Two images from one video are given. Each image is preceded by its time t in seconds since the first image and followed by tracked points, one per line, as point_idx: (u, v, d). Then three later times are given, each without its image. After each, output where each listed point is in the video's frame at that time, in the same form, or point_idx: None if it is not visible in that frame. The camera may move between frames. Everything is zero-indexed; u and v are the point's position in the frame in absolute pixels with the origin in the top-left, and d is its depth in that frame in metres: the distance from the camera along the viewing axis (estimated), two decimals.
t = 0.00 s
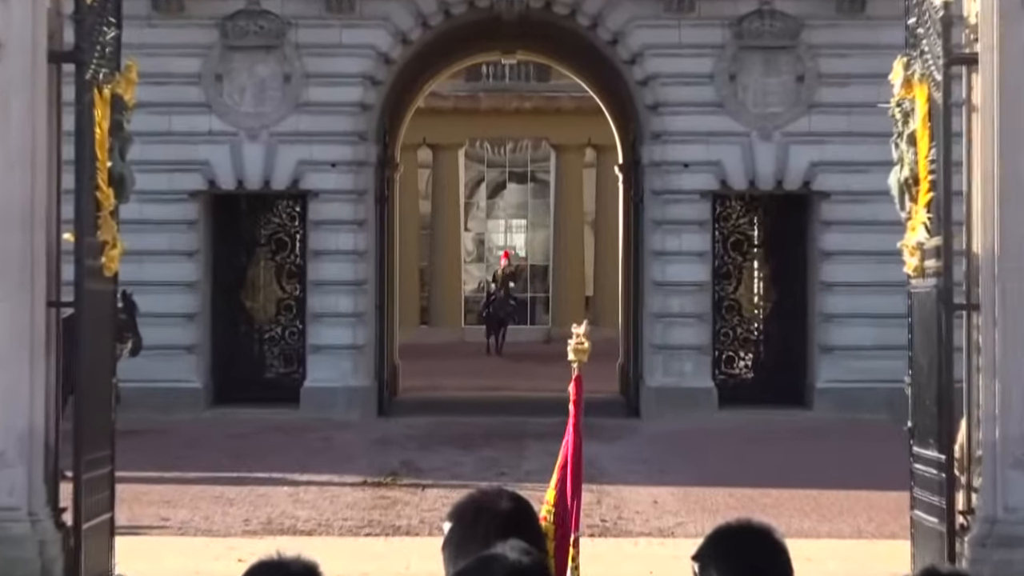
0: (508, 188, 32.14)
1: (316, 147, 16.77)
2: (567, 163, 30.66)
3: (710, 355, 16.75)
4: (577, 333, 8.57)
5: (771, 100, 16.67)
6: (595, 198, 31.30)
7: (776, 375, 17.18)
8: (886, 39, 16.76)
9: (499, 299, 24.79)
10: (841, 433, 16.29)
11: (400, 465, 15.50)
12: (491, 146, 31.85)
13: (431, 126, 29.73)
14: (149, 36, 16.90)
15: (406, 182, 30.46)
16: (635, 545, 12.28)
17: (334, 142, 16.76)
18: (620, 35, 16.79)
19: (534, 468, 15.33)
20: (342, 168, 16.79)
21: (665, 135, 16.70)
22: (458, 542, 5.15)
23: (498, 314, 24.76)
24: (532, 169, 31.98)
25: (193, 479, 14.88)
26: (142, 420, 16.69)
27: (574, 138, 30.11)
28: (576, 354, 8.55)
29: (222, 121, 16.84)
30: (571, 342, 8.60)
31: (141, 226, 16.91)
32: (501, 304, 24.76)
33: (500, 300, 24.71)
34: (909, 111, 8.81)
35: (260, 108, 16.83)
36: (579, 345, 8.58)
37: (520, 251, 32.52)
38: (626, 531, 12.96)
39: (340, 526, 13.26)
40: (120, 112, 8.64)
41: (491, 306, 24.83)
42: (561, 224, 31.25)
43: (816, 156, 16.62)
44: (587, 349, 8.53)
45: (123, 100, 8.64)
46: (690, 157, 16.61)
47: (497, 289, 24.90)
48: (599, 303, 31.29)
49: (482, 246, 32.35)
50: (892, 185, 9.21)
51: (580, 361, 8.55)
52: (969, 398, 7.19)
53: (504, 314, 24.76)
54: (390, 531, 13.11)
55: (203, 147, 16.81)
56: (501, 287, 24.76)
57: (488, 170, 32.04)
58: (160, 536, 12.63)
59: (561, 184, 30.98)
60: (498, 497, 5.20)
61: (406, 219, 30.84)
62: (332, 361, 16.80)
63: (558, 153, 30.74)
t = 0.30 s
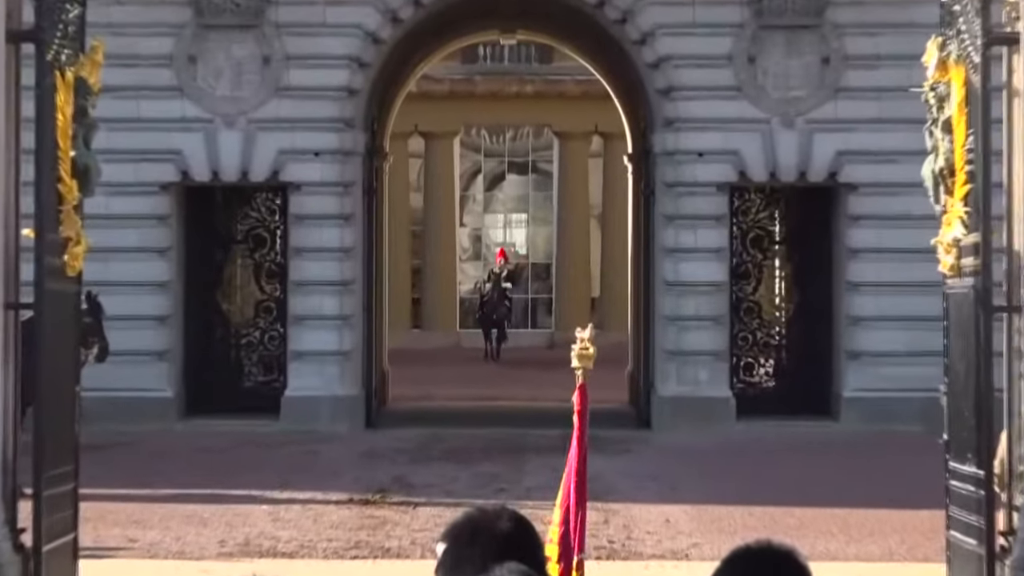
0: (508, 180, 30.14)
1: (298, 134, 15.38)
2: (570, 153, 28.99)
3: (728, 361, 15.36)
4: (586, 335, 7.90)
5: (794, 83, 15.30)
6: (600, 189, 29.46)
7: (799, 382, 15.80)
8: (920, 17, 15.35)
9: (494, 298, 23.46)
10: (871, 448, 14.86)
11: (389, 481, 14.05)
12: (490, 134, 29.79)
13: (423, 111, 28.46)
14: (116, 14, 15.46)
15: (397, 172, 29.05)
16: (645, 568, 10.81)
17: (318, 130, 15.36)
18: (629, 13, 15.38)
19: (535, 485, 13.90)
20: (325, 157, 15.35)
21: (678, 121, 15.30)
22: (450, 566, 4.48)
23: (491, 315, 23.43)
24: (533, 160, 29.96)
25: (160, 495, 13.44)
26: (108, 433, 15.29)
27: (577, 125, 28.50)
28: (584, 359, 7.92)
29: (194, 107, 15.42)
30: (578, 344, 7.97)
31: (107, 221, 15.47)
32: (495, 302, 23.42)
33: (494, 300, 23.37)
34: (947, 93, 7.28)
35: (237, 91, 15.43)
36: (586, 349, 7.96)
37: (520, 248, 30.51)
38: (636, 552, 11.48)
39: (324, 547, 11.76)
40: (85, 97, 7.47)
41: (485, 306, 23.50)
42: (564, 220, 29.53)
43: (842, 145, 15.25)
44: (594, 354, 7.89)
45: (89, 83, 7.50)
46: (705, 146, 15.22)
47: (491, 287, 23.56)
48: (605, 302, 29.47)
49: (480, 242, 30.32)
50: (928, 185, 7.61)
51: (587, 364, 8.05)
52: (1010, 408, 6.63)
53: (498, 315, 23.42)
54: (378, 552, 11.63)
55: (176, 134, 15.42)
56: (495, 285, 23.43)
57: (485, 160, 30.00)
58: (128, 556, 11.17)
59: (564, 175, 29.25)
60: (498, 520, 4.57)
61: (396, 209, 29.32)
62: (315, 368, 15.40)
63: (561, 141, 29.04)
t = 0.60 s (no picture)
0: (507, 171, 27.55)
1: (277, 120, 14.06)
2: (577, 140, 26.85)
3: (747, 369, 14.05)
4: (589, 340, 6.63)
5: (819, 65, 14.02)
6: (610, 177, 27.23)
7: (825, 392, 14.46)
8: None
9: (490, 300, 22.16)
10: (906, 464, 13.51)
11: (377, 500, 12.71)
12: (487, 120, 27.25)
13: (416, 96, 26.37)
14: None
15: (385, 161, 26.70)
16: None
17: (300, 116, 14.05)
18: None
19: (539, 504, 12.57)
20: (308, 145, 14.03)
21: (692, 107, 13.98)
22: None
23: (487, 318, 22.14)
24: (535, 148, 27.42)
25: (123, 514, 12.08)
26: (70, 449, 13.94)
27: (584, 110, 26.46)
28: (591, 366, 6.53)
29: (165, 93, 14.10)
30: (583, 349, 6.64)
31: (70, 216, 14.12)
32: (491, 305, 22.14)
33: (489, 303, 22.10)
34: (986, 77, 6.81)
35: (210, 74, 14.11)
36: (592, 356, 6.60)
37: (519, 245, 27.90)
38: None
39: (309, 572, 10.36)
40: (46, 80, 6.73)
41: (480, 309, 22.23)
42: (569, 214, 27.21)
43: (873, 132, 13.97)
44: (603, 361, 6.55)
45: (49, 65, 6.77)
46: (723, 133, 13.91)
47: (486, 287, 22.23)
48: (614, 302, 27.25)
49: (476, 238, 27.66)
50: (965, 178, 7.18)
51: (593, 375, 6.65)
52: None
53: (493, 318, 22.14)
54: None
55: (144, 121, 14.10)
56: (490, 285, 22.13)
57: (482, 149, 27.42)
58: None
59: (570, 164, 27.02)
60: (497, 541, 3.34)
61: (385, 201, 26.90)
62: (295, 377, 14.09)
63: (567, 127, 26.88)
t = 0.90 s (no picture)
0: (505, 162, 25.37)
1: (259, 108, 13.02)
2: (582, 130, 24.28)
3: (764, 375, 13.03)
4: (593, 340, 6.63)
5: (844, 48, 12.96)
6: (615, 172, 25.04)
7: (849, 400, 13.42)
8: None
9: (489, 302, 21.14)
10: (938, 477, 12.47)
11: (365, 517, 11.65)
12: (484, 108, 25.21)
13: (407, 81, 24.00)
14: None
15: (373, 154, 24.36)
16: None
17: (282, 102, 13.01)
18: None
19: (542, 521, 11.52)
20: (292, 134, 13.01)
21: (706, 93, 12.93)
22: None
23: (486, 323, 21.14)
24: (536, 138, 25.29)
25: (89, 532, 11.03)
26: (36, 462, 12.89)
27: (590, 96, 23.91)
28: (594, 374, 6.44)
29: (137, 78, 13.04)
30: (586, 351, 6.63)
31: (35, 211, 13.06)
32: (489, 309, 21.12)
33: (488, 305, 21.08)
34: None
35: (186, 57, 13.06)
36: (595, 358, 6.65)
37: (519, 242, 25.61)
38: None
39: None
40: (6, 62, 6.59)
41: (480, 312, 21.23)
42: (574, 207, 24.52)
43: (901, 121, 12.93)
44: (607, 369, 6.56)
45: (10, 47, 6.61)
46: (739, 122, 12.88)
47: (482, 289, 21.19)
48: (622, 300, 24.47)
49: (472, 234, 25.41)
50: (1000, 170, 6.98)
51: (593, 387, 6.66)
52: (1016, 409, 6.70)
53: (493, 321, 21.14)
54: None
55: (115, 108, 13.06)
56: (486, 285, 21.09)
57: (479, 138, 25.35)
58: None
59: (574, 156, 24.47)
60: (494, 558, 3.42)
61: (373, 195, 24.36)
62: (277, 384, 13.07)
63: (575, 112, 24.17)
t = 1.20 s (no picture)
0: (504, 151, 22.83)
1: (234, 90, 11.88)
2: (592, 115, 22.29)
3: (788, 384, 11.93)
4: (592, 348, 7.86)
5: (873, 26, 11.85)
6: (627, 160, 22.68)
7: (878, 411, 12.29)
8: None
9: (492, 305, 19.91)
10: (981, 495, 11.31)
11: (351, 538, 10.50)
12: (482, 91, 22.70)
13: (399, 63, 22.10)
14: None
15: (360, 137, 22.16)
16: None
17: (260, 86, 11.89)
18: None
19: (546, 544, 10.38)
20: (271, 120, 11.89)
21: (725, 75, 11.81)
22: None
23: (489, 327, 19.92)
24: (537, 125, 22.80)
25: (44, 555, 9.88)
26: None
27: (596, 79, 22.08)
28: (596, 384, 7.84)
29: (100, 60, 11.93)
30: (586, 358, 7.87)
31: None
32: (492, 312, 19.87)
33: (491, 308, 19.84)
34: None
35: (156, 36, 11.93)
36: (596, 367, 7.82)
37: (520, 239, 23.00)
38: None
39: None
40: None
41: (482, 314, 19.94)
42: (579, 203, 22.38)
43: (937, 106, 11.83)
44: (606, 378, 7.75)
45: None
46: (759, 106, 11.77)
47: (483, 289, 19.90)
48: (631, 303, 22.42)
49: (468, 230, 22.83)
50: None
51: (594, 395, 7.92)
52: None
53: (495, 325, 19.93)
54: None
55: (78, 92, 11.94)
56: (489, 285, 19.83)
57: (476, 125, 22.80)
58: None
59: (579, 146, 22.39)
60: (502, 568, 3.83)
61: (363, 192, 22.35)
62: (255, 394, 11.95)
63: (578, 98, 22.33)
